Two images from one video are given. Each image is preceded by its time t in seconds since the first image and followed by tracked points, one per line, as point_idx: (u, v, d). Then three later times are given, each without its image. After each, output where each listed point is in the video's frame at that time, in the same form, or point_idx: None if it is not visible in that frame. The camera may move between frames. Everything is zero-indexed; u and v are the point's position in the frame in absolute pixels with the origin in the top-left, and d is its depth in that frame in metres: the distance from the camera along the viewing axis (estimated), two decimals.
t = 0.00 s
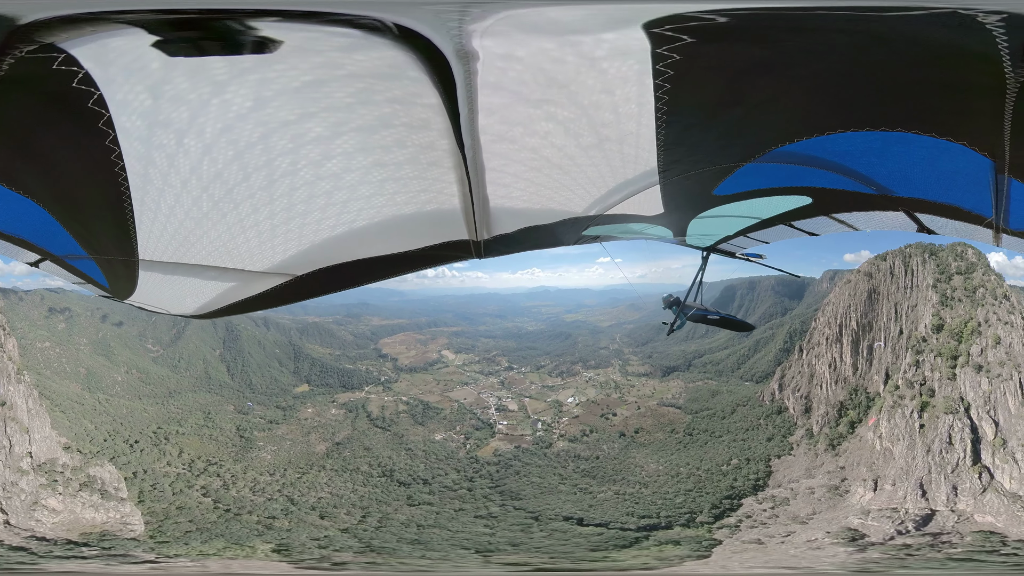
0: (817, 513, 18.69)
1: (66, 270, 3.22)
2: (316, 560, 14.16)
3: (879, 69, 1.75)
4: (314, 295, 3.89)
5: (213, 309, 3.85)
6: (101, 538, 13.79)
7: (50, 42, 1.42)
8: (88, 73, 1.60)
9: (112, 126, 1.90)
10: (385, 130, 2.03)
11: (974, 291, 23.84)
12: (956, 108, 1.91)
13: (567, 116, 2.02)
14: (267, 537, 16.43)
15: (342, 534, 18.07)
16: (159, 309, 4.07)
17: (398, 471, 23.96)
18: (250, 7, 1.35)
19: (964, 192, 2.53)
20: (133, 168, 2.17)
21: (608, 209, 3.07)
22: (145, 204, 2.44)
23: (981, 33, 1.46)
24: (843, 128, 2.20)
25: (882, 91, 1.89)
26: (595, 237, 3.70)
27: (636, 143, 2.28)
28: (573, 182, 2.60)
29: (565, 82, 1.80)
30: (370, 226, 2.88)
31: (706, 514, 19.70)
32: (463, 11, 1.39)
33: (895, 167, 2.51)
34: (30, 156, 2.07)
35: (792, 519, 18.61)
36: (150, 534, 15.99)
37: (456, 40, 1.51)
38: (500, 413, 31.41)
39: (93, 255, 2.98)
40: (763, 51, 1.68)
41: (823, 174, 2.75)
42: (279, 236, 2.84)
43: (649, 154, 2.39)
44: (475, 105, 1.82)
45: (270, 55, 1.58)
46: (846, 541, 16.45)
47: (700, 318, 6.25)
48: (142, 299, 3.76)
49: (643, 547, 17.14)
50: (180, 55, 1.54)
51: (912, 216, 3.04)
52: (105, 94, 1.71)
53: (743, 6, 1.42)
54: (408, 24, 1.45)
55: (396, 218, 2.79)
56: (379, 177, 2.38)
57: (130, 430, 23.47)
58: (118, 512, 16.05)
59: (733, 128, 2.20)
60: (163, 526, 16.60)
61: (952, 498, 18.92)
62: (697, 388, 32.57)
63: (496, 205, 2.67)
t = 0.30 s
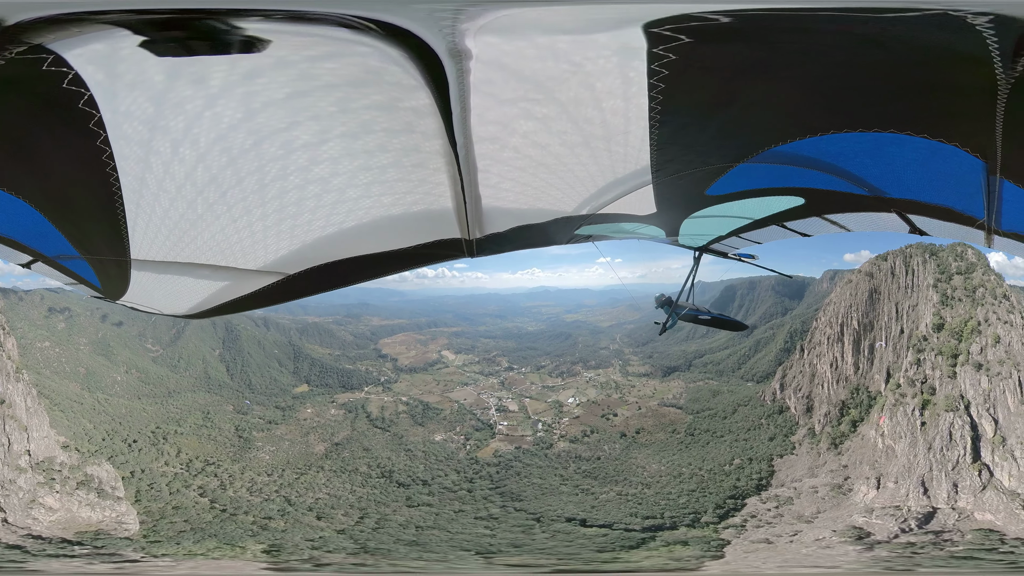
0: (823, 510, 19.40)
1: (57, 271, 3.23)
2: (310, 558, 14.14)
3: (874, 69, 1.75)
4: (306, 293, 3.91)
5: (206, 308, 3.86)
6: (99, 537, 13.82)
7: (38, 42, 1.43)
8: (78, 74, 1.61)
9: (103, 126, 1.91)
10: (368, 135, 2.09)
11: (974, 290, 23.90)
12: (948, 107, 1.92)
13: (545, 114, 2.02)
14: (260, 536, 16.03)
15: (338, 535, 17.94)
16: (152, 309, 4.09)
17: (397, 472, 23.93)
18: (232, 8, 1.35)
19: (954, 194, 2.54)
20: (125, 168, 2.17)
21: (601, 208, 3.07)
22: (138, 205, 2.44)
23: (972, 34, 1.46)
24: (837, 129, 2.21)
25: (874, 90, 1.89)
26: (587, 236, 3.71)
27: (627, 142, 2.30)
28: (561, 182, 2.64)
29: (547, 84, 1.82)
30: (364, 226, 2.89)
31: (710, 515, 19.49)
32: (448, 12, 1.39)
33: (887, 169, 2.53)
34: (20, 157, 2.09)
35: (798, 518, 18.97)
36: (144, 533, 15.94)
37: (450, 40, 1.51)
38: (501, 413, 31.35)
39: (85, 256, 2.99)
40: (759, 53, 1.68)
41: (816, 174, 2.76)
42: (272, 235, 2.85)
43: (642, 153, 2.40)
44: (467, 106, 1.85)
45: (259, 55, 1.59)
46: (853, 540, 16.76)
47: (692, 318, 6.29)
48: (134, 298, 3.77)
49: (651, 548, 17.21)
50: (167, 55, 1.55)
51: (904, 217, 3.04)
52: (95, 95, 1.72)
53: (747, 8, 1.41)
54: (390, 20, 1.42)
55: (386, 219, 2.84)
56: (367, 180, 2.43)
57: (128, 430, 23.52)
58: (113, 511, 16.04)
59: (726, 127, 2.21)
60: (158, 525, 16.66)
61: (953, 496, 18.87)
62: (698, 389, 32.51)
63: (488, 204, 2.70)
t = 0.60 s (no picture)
0: (828, 510, 19.45)
1: (53, 270, 3.22)
2: (300, 560, 14.07)
3: (868, 69, 1.73)
4: (300, 293, 3.91)
5: (202, 307, 3.86)
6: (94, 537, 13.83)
7: (29, 41, 1.41)
8: (72, 74, 1.60)
9: (98, 126, 1.90)
10: (364, 139, 2.09)
11: (974, 290, 23.73)
12: (943, 106, 1.90)
13: (540, 117, 2.01)
14: (252, 537, 16.74)
15: (332, 536, 18.06)
16: (148, 308, 4.08)
17: (396, 473, 23.91)
18: (231, 9, 1.32)
19: (949, 194, 2.53)
20: (119, 168, 2.16)
21: (597, 210, 3.07)
22: (132, 204, 2.43)
23: (963, 35, 1.44)
24: (832, 130, 2.20)
25: (866, 92, 1.89)
26: (585, 237, 3.69)
27: (623, 143, 2.29)
28: (557, 185, 2.64)
29: (543, 87, 1.81)
30: (361, 229, 2.88)
31: (713, 513, 19.92)
32: (457, 14, 1.38)
33: (883, 170, 2.51)
34: (15, 156, 2.08)
35: (803, 516, 19.03)
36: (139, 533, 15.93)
37: (453, 39, 1.48)
38: (500, 414, 31.25)
39: (80, 255, 2.99)
40: (752, 54, 1.68)
41: (811, 176, 2.75)
42: (266, 237, 2.83)
43: (637, 155, 2.40)
44: (465, 107, 1.84)
45: (258, 54, 1.57)
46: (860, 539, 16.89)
47: (692, 318, 6.19)
48: (130, 298, 3.76)
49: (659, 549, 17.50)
50: (164, 54, 1.53)
51: (899, 217, 3.03)
52: (89, 93, 1.71)
53: (739, 9, 1.39)
54: (396, 19, 1.39)
55: (381, 222, 2.83)
56: (361, 183, 2.43)
57: (127, 429, 23.55)
58: (110, 509, 16.07)
59: (722, 128, 2.21)
60: (152, 525, 16.59)
61: (953, 492, 18.95)
62: (699, 389, 32.44)
63: (483, 206, 2.68)
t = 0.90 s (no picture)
0: (830, 509, 19.28)
1: (51, 270, 3.21)
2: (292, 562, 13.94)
3: (864, 70, 1.75)
4: (299, 289, 3.91)
5: (201, 305, 3.86)
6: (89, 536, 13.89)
7: (16, 42, 1.42)
8: (64, 75, 1.61)
9: (94, 126, 1.90)
10: (361, 132, 2.09)
11: (974, 290, 23.62)
12: (940, 107, 1.91)
13: (545, 113, 2.02)
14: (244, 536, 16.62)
15: (327, 537, 18.03)
16: (147, 307, 4.07)
17: (395, 473, 23.93)
18: (219, 8, 1.32)
19: (946, 197, 2.53)
20: (115, 167, 2.16)
21: (598, 209, 3.06)
22: (128, 203, 2.43)
23: (953, 37, 1.45)
24: (831, 132, 2.21)
25: (863, 93, 1.90)
26: (584, 237, 3.68)
27: (625, 142, 2.30)
28: (558, 182, 2.64)
29: (544, 80, 1.79)
30: (361, 223, 2.88)
31: (718, 513, 19.85)
32: (469, 14, 1.36)
33: (882, 174, 2.51)
34: (12, 158, 2.08)
35: (808, 516, 19.03)
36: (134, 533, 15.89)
37: (462, 36, 1.46)
38: (500, 415, 31.16)
39: (78, 255, 2.98)
40: (754, 54, 1.70)
41: (812, 180, 2.75)
42: (264, 232, 2.83)
43: (639, 154, 2.41)
44: (468, 105, 1.84)
45: (252, 50, 1.57)
46: (866, 537, 17.27)
47: (693, 319, 6.25)
48: (128, 296, 3.75)
49: (668, 550, 17.51)
50: (150, 52, 1.53)
51: (897, 220, 3.01)
52: (82, 93, 1.71)
53: (761, 12, 1.39)
54: (407, 17, 1.37)
55: (378, 217, 2.83)
56: (359, 177, 2.43)
57: (126, 428, 23.61)
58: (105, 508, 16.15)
59: (723, 128, 2.22)
60: (147, 526, 16.50)
61: (955, 491, 19.35)
62: (700, 389, 32.35)
63: (485, 202, 2.68)
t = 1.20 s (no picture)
0: (836, 507, 19.02)
1: (52, 271, 3.20)
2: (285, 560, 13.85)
3: (858, 75, 1.79)
4: (299, 284, 3.91)
5: (202, 301, 3.85)
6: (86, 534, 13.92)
7: None
8: (51, 74, 1.68)
9: (89, 125, 1.96)
10: (363, 119, 2.08)
11: (973, 290, 23.70)
12: (938, 114, 1.92)
13: (565, 109, 2.07)
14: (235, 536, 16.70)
15: (323, 537, 17.95)
16: (148, 305, 4.07)
17: (394, 474, 23.96)
18: (181, 5, 1.36)
19: (945, 203, 2.52)
20: (112, 166, 2.21)
21: (602, 210, 3.05)
22: (126, 203, 2.47)
23: (939, 42, 1.50)
24: (831, 139, 2.22)
25: (859, 99, 1.94)
26: (587, 237, 3.66)
27: (631, 144, 2.34)
28: (563, 180, 2.64)
29: (570, 77, 1.86)
30: (363, 214, 2.86)
31: (723, 513, 19.79)
32: (509, 12, 1.45)
33: (881, 178, 2.51)
34: (9, 155, 2.12)
35: (812, 515, 18.98)
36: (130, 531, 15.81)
37: (485, 31, 1.54)
38: (500, 415, 31.11)
39: (78, 255, 2.98)
40: (757, 58, 1.75)
41: (813, 187, 2.75)
42: (262, 226, 2.83)
43: (644, 157, 2.44)
44: (475, 95, 1.88)
45: (247, 45, 1.61)
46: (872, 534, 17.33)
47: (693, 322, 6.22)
48: (130, 295, 3.75)
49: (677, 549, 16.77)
50: (124, 48, 1.57)
51: (898, 226, 3.00)
52: (75, 93, 1.78)
53: (784, 18, 1.48)
54: (438, 9, 1.41)
55: (381, 208, 2.81)
56: (362, 166, 2.42)
57: (124, 428, 23.62)
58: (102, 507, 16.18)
59: (727, 133, 2.25)
60: (143, 524, 16.34)
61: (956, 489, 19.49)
62: (700, 389, 32.24)
63: (490, 196, 2.68)
